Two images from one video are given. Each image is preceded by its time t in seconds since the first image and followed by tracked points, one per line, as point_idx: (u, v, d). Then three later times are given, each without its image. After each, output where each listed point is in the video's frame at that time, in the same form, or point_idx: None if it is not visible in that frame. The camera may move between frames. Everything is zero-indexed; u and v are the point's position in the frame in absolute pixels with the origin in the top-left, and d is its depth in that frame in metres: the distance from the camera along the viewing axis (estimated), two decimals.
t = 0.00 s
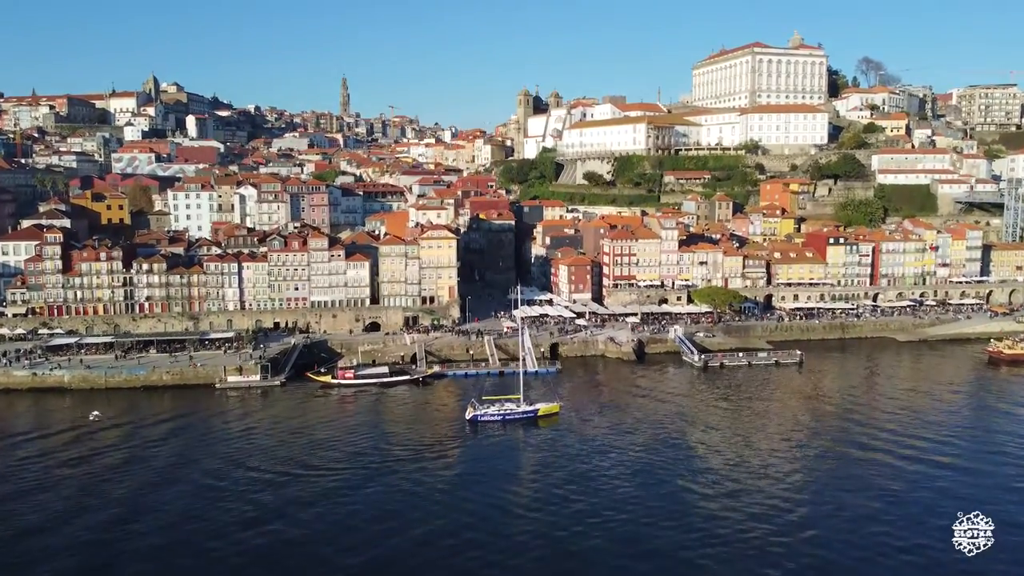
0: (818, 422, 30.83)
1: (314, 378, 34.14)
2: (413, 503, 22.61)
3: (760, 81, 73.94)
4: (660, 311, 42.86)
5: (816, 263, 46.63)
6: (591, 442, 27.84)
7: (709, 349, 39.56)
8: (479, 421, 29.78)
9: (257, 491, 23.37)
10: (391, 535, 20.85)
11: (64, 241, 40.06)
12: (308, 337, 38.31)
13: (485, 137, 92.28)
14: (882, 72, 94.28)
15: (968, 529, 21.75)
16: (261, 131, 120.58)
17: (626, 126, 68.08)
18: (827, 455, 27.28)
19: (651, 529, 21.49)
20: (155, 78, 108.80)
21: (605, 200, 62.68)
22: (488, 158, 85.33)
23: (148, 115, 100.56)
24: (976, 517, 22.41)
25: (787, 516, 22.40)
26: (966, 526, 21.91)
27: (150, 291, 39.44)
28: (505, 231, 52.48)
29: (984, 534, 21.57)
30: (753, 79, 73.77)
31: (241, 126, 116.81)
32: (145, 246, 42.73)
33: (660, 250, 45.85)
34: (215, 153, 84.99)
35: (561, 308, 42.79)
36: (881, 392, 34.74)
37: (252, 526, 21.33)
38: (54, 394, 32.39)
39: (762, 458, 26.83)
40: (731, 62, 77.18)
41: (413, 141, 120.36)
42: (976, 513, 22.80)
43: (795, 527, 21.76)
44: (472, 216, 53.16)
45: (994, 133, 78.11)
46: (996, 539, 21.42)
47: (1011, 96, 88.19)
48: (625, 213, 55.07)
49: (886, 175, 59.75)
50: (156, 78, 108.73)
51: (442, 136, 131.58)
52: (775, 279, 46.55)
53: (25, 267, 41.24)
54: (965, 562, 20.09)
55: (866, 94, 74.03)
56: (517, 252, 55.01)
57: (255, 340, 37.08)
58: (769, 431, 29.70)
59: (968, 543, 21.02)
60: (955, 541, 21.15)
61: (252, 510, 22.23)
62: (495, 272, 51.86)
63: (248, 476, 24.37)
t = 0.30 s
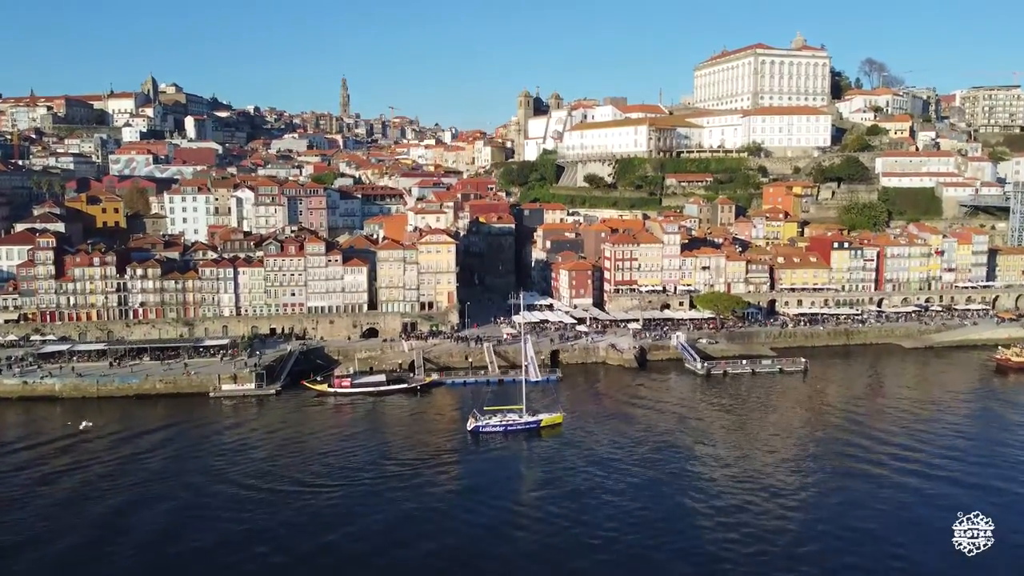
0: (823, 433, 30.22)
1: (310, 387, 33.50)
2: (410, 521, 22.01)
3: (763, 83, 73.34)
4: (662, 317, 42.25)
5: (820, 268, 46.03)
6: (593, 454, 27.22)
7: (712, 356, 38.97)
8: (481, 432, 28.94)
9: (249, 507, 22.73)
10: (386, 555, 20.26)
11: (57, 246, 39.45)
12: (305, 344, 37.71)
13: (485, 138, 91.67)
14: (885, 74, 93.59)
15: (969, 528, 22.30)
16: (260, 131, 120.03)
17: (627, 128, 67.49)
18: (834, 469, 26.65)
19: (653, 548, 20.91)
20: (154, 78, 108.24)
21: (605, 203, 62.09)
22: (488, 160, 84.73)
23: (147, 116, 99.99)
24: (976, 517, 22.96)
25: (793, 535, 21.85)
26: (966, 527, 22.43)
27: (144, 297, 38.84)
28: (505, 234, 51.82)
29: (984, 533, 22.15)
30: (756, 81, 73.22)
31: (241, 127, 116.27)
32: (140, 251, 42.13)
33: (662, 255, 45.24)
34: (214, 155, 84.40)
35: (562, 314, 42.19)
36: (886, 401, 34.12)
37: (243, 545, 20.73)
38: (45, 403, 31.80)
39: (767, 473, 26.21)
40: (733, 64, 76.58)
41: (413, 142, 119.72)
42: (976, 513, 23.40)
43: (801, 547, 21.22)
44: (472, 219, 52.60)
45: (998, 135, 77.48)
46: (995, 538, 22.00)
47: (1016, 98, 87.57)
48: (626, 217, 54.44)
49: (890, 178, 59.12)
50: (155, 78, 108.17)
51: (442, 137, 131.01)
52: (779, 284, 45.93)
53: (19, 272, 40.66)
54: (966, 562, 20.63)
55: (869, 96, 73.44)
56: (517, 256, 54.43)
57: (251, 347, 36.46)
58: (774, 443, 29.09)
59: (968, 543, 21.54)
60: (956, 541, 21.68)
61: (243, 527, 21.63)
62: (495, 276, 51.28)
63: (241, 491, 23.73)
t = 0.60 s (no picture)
0: (830, 444, 29.57)
1: (306, 395, 32.83)
2: (409, 540, 21.37)
3: (765, 84, 72.73)
4: (664, 323, 41.63)
5: (824, 273, 45.37)
6: (596, 466, 26.56)
7: (715, 363, 38.36)
8: (483, 444, 28.20)
9: (242, 525, 22.12)
10: None
11: (50, 251, 38.82)
12: (301, 351, 37.11)
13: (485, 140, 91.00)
14: (888, 75, 92.93)
15: (970, 528, 22.80)
16: (259, 132, 119.46)
17: (629, 130, 66.89)
18: (841, 483, 26.00)
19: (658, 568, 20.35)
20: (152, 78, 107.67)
21: (606, 206, 61.48)
22: (488, 162, 84.11)
23: (145, 117, 99.43)
24: (975, 517, 23.48)
25: (800, 555, 21.28)
26: (966, 526, 22.93)
27: (138, 302, 38.24)
28: (505, 238, 51.22)
29: (984, 533, 22.68)
30: (758, 83, 72.63)
31: (240, 128, 115.69)
32: (135, 255, 41.52)
33: (664, 260, 44.62)
34: (212, 156, 83.81)
35: (562, 319, 41.59)
36: (893, 409, 33.48)
37: (235, 565, 20.14)
38: (36, 412, 31.20)
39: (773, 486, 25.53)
40: (735, 65, 75.94)
41: (413, 143, 119.07)
42: (977, 512, 23.91)
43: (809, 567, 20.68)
44: (472, 223, 52.07)
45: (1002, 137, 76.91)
46: (995, 538, 22.53)
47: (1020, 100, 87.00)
48: (628, 221, 53.78)
49: (894, 181, 58.57)
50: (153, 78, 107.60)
51: (442, 138, 130.41)
52: (782, 289, 45.32)
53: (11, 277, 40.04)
54: (966, 562, 21.13)
55: (873, 98, 72.83)
56: (517, 260, 53.79)
57: (246, 354, 35.85)
58: (780, 454, 28.41)
59: (968, 543, 22.04)
60: (956, 541, 22.17)
61: (235, 547, 21.02)
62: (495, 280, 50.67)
63: (234, 508, 23.09)
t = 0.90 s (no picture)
0: (837, 453, 28.95)
1: (302, 405, 32.20)
2: (407, 561, 20.78)
3: (768, 86, 72.17)
4: (666, 329, 41.02)
5: (828, 278, 44.76)
6: (599, 479, 25.93)
7: (717, 371, 37.77)
8: (484, 456, 27.60)
9: (233, 546, 21.51)
10: None
11: (43, 256, 38.21)
12: (298, 358, 36.52)
13: (485, 142, 90.40)
14: (891, 76, 92.28)
15: (969, 529, 23.04)
16: (259, 133, 118.91)
17: (630, 132, 66.31)
18: (848, 495, 25.32)
19: None
20: (151, 79, 107.08)
21: (606, 209, 60.95)
22: (488, 163, 83.58)
23: (143, 118, 98.93)
24: (976, 517, 23.73)
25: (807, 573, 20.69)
26: (966, 527, 23.18)
27: (132, 308, 37.65)
28: (504, 242, 50.69)
29: (984, 533, 22.91)
30: (760, 84, 72.03)
31: (239, 129, 115.06)
32: (130, 259, 40.95)
33: (666, 265, 43.99)
34: (210, 158, 83.22)
35: (562, 325, 41.00)
36: (900, 419, 32.82)
37: None
38: (26, 422, 30.61)
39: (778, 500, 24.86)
40: (737, 67, 75.37)
41: (413, 144, 118.47)
42: (977, 513, 24.15)
43: None
44: (471, 226, 51.58)
45: (1007, 139, 76.29)
46: (995, 539, 22.73)
47: None
48: (630, 225, 53.16)
49: (898, 184, 58.02)
50: (152, 79, 107.01)
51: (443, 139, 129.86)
52: (786, 295, 44.74)
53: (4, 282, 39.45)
54: (966, 562, 21.33)
55: (877, 100, 72.23)
56: (517, 264, 53.22)
57: (241, 361, 35.25)
58: (786, 464, 27.77)
59: (968, 543, 22.26)
60: (956, 541, 22.38)
61: (225, 569, 20.40)
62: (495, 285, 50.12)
63: (226, 527, 22.50)
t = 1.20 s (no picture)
0: (844, 463, 28.30)
1: (297, 414, 31.56)
2: None
3: (770, 88, 71.51)
4: (668, 335, 40.38)
5: (832, 283, 44.15)
6: (603, 493, 25.29)
7: (721, 379, 37.15)
8: (486, 469, 26.94)
9: (224, 567, 20.92)
10: None
11: (34, 260, 37.57)
12: (294, 366, 35.92)
13: (484, 143, 89.75)
14: (894, 77, 91.65)
15: (969, 529, 23.36)
16: (258, 134, 118.30)
17: (631, 134, 65.68)
18: (856, 508, 24.72)
19: None
20: (149, 80, 106.41)
21: (607, 212, 60.32)
22: (488, 165, 82.99)
23: (141, 119, 98.30)
24: (975, 517, 24.07)
25: None
26: (966, 527, 23.49)
27: (126, 314, 37.03)
28: (504, 245, 50.03)
29: (984, 534, 23.22)
30: (763, 86, 71.40)
31: (238, 130, 114.47)
32: (123, 264, 40.32)
33: (668, 270, 43.37)
34: (208, 159, 82.61)
35: (563, 331, 40.39)
36: (907, 427, 32.20)
37: None
38: (16, 432, 30.01)
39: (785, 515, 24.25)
40: (739, 68, 74.74)
41: (414, 145, 117.85)
42: (976, 513, 24.48)
43: None
44: (471, 230, 50.97)
45: (1012, 141, 75.70)
46: (995, 538, 23.05)
47: None
48: (631, 229, 52.53)
49: (902, 187, 57.39)
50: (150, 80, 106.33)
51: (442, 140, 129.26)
52: (789, 300, 44.12)
53: None
54: (967, 562, 21.60)
55: (880, 102, 71.63)
56: (517, 268, 52.61)
57: (236, 369, 34.65)
58: (793, 477, 27.12)
59: (968, 543, 22.57)
60: (956, 541, 22.70)
61: None
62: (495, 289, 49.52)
63: (218, 546, 21.91)
